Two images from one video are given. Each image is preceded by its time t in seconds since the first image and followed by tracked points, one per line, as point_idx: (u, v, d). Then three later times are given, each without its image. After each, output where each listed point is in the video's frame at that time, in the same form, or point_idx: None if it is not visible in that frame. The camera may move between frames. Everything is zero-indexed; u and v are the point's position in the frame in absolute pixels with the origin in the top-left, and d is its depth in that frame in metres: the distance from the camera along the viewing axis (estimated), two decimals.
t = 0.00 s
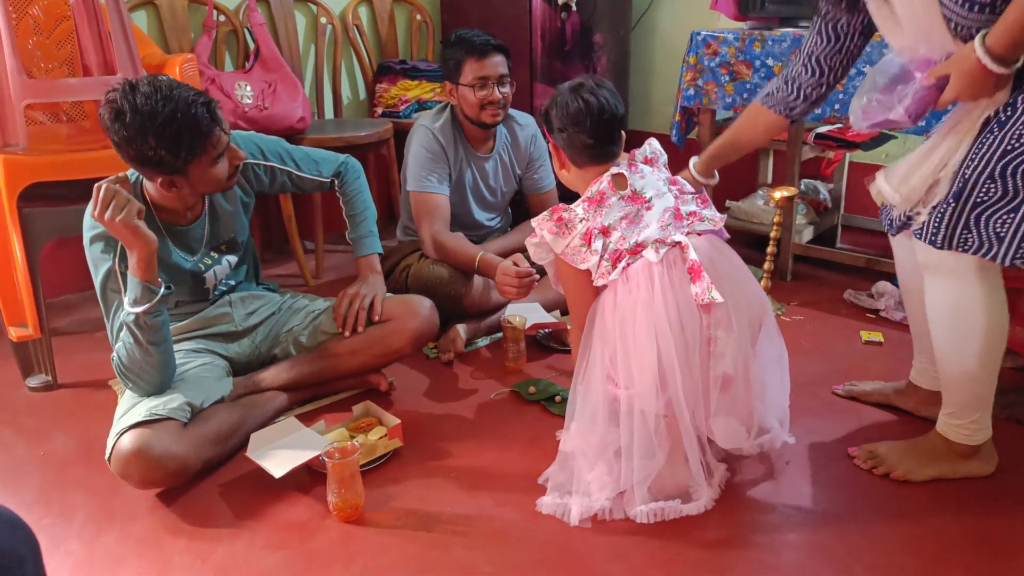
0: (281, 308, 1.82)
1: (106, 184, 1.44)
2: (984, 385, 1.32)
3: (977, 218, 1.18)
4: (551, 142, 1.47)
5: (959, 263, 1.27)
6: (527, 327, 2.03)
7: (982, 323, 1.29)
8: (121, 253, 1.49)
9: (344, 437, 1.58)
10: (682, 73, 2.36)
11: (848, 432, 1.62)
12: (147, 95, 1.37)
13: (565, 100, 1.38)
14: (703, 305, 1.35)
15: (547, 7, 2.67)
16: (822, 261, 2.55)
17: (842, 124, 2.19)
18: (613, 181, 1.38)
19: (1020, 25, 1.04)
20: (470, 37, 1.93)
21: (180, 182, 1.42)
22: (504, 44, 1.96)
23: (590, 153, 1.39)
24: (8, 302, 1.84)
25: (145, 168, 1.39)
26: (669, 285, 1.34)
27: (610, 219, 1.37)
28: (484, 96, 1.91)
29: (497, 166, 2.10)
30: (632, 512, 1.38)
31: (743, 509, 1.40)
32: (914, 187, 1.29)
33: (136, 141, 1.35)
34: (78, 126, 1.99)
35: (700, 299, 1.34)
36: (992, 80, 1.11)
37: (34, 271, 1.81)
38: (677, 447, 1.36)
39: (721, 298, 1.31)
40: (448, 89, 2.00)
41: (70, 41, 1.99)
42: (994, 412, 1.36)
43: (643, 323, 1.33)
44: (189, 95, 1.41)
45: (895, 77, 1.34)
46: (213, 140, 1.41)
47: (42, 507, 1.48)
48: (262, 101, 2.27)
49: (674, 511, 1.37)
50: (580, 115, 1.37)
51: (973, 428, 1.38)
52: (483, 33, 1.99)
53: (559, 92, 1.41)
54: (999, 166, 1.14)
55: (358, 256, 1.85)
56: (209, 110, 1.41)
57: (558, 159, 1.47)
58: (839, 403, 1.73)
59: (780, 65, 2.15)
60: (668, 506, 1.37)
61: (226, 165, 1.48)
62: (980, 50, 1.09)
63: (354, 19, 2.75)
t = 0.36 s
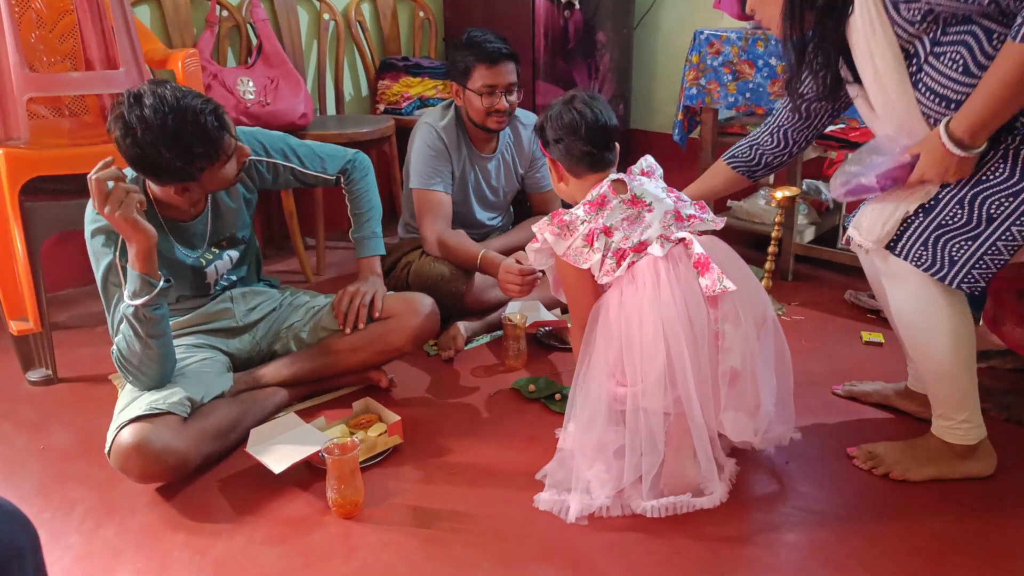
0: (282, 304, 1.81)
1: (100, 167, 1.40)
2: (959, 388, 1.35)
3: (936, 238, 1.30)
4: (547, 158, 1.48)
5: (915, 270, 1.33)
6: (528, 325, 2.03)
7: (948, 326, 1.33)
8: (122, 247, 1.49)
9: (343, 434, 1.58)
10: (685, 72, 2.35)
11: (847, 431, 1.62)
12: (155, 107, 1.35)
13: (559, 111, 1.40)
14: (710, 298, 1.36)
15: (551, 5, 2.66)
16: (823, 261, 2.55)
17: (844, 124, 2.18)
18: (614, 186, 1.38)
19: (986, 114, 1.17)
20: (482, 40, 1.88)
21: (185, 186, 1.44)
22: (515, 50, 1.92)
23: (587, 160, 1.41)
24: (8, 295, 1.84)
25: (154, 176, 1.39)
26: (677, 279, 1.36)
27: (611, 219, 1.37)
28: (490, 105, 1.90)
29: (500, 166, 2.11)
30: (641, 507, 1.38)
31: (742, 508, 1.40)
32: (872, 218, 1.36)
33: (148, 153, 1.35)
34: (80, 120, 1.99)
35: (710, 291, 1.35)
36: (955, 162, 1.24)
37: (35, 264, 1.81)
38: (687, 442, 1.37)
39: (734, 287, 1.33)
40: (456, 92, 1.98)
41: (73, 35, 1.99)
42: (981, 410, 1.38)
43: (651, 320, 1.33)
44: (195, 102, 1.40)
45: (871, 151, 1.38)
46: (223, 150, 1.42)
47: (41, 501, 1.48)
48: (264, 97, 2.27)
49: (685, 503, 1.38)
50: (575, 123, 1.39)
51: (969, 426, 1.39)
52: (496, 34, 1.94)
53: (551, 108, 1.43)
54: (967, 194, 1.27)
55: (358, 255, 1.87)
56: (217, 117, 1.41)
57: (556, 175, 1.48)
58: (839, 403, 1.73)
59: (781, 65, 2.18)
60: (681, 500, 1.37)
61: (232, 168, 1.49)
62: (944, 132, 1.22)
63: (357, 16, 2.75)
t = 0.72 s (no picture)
0: (282, 301, 1.81)
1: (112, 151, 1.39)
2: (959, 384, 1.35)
3: (939, 231, 1.29)
4: (541, 179, 1.50)
5: (919, 265, 1.32)
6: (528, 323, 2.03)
7: (952, 325, 1.32)
8: (121, 244, 1.49)
9: (343, 431, 1.59)
10: (686, 71, 2.35)
11: (846, 430, 1.63)
12: (168, 133, 1.37)
13: (548, 131, 1.43)
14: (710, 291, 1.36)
15: (553, 4, 2.66)
16: (822, 261, 2.55)
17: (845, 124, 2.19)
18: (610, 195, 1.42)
19: (974, 119, 1.17)
20: (498, 48, 1.84)
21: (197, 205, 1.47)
22: (528, 60, 1.88)
23: (581, 175, 1.43)
24: (7, 291, 1.84)
25: (171, 201, 1.44)
26: (676, 274, 1.36)
27: (610, 220, 1.39)
28: (499, 116, 1.89)
29: (501, 167, 2.11)
30: (643, 502, 1.38)
31: (740, 507, 1.40)
32: (876, 214, 1.36)
33: (168, 186, 1.40)
34: (80, 116, 1.99)
35: (712, 283, 1.34)
36: (947, 164, 1.25)
37: (34, 260, 1.81)
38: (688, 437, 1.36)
39: (738, 277, 1.33)
40: (465, 95, 1.96)
41: (73, 31, 1.99)
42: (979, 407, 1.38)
43: (650, 317, 1.33)
44: (208, 128, 1.41)
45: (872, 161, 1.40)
46: (235, 173, 1.44)
47: (41, 496, 1.48)
48: (265, 93, 2.26)
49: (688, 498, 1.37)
50: (565, 141, 1.41)
51: (966, 426, 1.39)
52: (511, 40, 1.90)
53: (540, 130, 1.46)
54: (965, 186, 1.27)
55: (358, 255, 1.87)
56: (231, 142, 1.43)
57: (552, 195, 1.49)
58: (838, 402, 1.74)
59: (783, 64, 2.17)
60: (682, 494, 1.36)
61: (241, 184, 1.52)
62: (934, 134, 1.24)
63: (358, 13, 2.75)
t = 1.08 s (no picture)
0: (281, 299, 1.82)
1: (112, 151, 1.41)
2: (993, 380, 1.33)
3: (991, 211, 1.24)
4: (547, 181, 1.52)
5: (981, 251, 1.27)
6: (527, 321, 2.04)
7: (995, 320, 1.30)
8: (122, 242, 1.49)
9: (343, 429, 1.59)
10: (686, 69, 2.35)
11: (846, 430, 1.62)
12: (170, 135, 1.36)
13: (551, 135, 1.44)
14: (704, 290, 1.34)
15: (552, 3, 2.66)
16: (822, 259, 2.55)
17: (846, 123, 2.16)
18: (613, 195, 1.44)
19: (985, 38, 1.13)
20: (519, 67, 1.79)
21: (197, 207, 1.46)
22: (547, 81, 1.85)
23: (582, 177, 1.44)
24: (7, 288, 1.84)
25: (172, 203, 1.43)
26: (670, 272, 1.34)
27: (611, 219, 1.40)
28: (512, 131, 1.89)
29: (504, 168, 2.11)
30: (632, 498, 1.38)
31: (740, 505, 1.40)
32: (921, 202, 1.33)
33: (168, 189, 1.39)
34: (81, 115, 2.00)
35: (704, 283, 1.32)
36: (955, 86, 1.21)
37: (35, 258, 1.81)
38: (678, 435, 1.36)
39: (730, 278, 1.30)
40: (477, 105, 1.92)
41: (74, 29, 1.99)
42: (993, 410, 1.37)
43: (642, 314, 1.33)
44: (210, 132, 1.40)
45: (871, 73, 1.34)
46: (236, 178, 1.44)
47: (41, 494, 1.49)
48: (264, 92, 2.27)
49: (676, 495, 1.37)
50: (566, 145, 1.42)
51: (972, 427, 1.39)
52: (530, 55, 1.85)
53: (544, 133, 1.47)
54: (1000, 158, 1.21)
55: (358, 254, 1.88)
56: (233, 146, 1.43)
57: (557, 197, 1.51)
58: (837, 401, 1.73)
59: (782, 62, 2.16)
60: (670, 492, 1.37)
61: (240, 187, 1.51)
62: (941, 54, 1.19)
63: (357, 11, 2.75)
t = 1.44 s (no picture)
0: (281, 296, 1.82)
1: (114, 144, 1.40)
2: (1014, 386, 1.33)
3: None
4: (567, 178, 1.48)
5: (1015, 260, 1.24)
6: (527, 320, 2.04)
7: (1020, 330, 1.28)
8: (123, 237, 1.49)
9: (342, 426, 1.59)
10: (688, 69, 2.36)
11: (845, 430, 1.63)
12: (174, 131, 1.36)
13: (581, 137, 1.40)
14: (711, 289, 1.35)
15: (555, 2, 2.66)
16: (822, 260, 2.56)
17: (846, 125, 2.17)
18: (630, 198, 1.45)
19: None
20: (532, 72, 1.79)
21: (198, 203, 1.46)
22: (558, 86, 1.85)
23: (608, 184, 1.42)
24: (6, 282, 1.84)
25: (171, 198, 1.42)
26: (678, 268, 1.34)
27: (623, 220, 1.41)
28: (523, 133, 1.89)
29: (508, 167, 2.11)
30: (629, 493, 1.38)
31: (739, 505, 1.40)
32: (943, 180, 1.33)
33: (169, 184, 1.38)
34: (83, 109, 2.00)
35: (713, 281, 1.33)
36: (966, 47, 1.20)
37: (35, 252, 1.81)
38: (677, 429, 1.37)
39: (739, 279, 1.31)
40: (487, 106, 1.90)
41: (76, 23, 1.99)
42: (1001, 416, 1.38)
43: (648, 309, 1.33)
44: (214, 128, 1.40)
45: (883, 30, 1.39)
46: (238, 174, 1.44)
47: (39, 488, 1.48)
48: (266, 88, 2.27)
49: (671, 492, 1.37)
50: (598, 151, 1.39)
51: (980, 432, 1.39)
52: (542, 59, 1.85)
53: (574, 130, 1.43)
54: None
55: (357, 251, 1.88)
56: (236, 143, 1.42)
57: (575, 196, 1.49)
58: (837, 402, 1.74)
59: (785, 63, 2.16)
60: (662, 484, 1.37)
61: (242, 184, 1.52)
62: (957, 13, 1.18)
63: (360, 9, 2.75)
